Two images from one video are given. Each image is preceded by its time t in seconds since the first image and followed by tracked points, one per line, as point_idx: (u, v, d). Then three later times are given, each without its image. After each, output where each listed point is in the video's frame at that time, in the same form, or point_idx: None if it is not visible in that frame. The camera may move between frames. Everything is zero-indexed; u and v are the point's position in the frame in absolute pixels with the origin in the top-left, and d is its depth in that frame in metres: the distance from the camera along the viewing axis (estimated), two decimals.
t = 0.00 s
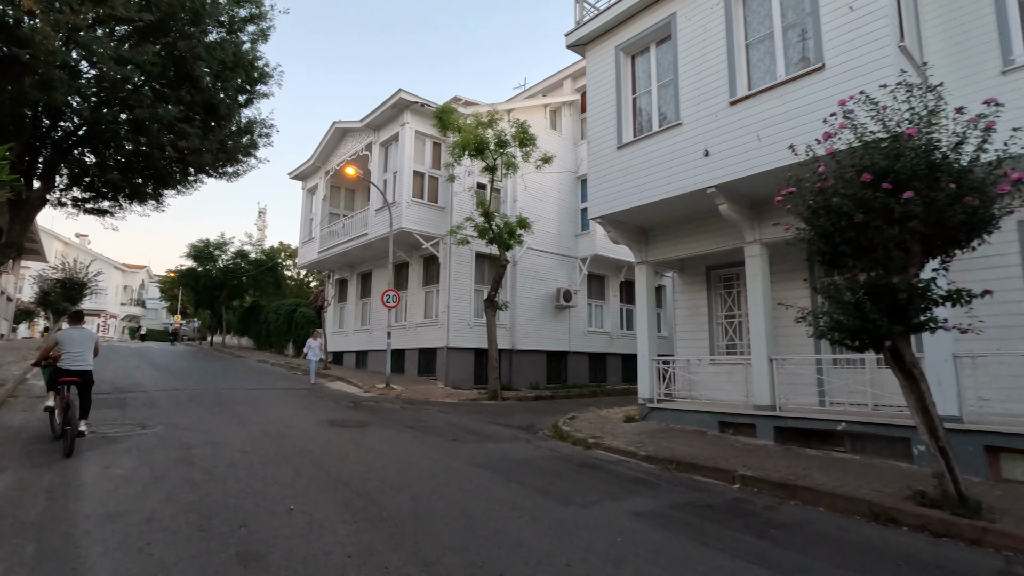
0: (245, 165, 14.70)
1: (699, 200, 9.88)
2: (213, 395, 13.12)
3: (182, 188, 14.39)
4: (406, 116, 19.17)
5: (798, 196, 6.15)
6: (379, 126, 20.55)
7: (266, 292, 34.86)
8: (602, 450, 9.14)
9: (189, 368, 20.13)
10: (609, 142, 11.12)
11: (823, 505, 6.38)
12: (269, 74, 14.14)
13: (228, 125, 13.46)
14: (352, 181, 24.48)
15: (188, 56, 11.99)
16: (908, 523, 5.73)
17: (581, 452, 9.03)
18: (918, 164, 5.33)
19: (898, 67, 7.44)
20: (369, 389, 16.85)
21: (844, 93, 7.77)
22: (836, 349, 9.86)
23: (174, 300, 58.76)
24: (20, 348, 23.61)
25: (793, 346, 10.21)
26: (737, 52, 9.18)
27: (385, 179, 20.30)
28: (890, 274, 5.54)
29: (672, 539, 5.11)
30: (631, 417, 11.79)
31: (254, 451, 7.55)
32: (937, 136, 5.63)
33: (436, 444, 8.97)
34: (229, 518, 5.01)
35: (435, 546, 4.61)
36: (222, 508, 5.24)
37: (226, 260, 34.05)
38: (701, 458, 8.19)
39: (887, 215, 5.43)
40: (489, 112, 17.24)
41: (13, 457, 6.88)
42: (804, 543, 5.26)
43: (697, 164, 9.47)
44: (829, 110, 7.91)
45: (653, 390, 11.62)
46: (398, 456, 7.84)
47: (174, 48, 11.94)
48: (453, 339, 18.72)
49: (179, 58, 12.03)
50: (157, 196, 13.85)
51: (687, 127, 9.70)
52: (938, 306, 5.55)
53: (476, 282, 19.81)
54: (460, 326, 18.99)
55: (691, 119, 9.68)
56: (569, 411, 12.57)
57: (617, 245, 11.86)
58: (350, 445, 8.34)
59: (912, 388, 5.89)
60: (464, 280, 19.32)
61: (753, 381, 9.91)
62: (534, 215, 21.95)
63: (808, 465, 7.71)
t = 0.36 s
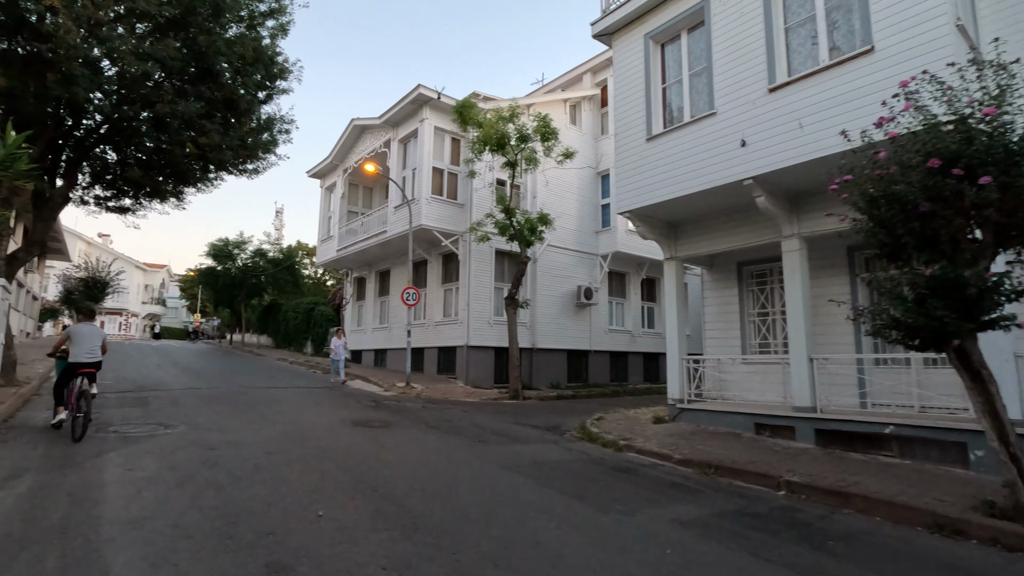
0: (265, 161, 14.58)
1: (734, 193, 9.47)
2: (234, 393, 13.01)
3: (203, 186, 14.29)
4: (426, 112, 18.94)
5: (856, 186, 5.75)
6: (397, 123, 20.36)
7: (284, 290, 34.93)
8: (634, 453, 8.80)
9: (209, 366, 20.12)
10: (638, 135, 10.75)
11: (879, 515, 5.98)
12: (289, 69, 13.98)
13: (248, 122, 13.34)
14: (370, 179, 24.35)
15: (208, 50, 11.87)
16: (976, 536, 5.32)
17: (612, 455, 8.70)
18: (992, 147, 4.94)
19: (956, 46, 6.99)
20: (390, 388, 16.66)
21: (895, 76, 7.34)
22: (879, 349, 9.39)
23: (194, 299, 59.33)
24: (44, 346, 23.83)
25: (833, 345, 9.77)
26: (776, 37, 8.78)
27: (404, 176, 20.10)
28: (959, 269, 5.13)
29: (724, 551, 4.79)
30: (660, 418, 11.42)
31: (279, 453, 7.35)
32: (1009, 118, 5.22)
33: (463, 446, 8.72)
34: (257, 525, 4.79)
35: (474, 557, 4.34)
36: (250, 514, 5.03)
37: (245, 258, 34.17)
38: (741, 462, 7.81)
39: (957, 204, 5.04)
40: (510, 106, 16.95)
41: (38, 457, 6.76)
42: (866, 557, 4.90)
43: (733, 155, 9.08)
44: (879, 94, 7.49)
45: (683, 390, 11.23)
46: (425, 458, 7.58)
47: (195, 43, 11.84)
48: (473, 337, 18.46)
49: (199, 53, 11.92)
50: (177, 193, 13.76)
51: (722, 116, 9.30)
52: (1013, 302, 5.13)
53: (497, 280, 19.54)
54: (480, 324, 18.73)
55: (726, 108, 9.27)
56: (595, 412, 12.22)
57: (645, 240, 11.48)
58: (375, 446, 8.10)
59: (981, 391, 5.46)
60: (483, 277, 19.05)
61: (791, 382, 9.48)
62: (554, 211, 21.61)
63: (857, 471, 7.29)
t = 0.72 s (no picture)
0: (284, 158, 14.42)
1: (774, 184, 9.02)
2: (255, 392, 12.84)
3: (222, 183, 14.17)
4: (445, 106, 18.64)
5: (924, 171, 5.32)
6: (415, 118, 20.11)
7: (301, 289, 34.94)
8: (669, 457, 8.42)
9: (229, 365, 20.07)
10: (670, 125, 10.34)
11: (945, 527, 5.55)
12: (308, 63, 13.77)
13: (268, 117, 13.18)
14: (387, 176, 24.15)
15: (228, 43, 11.70)
16: None
17: (647, 458, 8.32)
18: None
19: None
20: (409, 386, 16.43)
21: (956, 56, 6.88)
22: (928, 348, 8.90)
23: (213, 297, 59.87)
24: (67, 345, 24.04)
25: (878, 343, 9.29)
26: (820, 19, 8.32)
27: (423, 172, 19.84)
28: None
29: (786, 567, 4.42)
30: (691, 419, 11.02)
31: (303, 455, 7.11)
32: None
33: (491, 447, 8.42)
34: (285, 534, 4.52)
35: (519, 573, 4.02)
36: (278, 522, 4.77)
37: (263, 257, 34.22)
38: (786, 467, 7.40)
39: None
40: (531, 99, 16.59)
41: (59, 458, 6.58)
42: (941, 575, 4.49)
43: (774, 144, 8.64)
44: (937, 76, 7.02)
45: (716, 391, 10.81)
46: (454, 460, 7.29)
47: (215, 36, 11.70)
48: (493, 336, 18.16)
49: (219, 47, 11.76)
50: (197, 190, 13.64)
51: (761, 104, 8.87)
52: None
53: (517, 277, 19.22)
54: (500, 322, 18.41)
55: (765, 95, 8.83)
56: (623, 413, 11.84)
57: (675, 234, 11.06)
58: (401, 448, 7.81)
59: None
60: (503, 275, 18.74)
61: (834, 382, 9.02)
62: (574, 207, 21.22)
63: (913, 477, 6.85)
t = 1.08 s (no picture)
0: (300, 155, 14.21)
1: (811, 175, 8.59)
2: (271, 393, 12.64)
3: (237, 181, 13.99)
4: (460, 102, 18.35)
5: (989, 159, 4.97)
6: (430, 115, 19.85)
7: (315, 288, 34.86)
8: (701, 462, 8.06)
9: (244, 364, 19.95)
10: (697, 117, 9.96)
11: (1013, 542, 5.14)
12: (323, 58, 13.54)
13: (283, 113, 12.96)
14: (402, 173, 23.91)
15: (242, 37, 11.51)
16: None
17: (678, 463, 7.96)
18: None
19: None
20: (426, 387, 16.17)
21: (1015, 36, 6.48)
22: (974, 348, 8.43)
23: (228, 297, 60.20)
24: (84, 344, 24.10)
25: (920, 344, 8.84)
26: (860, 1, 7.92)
27: (437, 169, 19.57)
28: None
29: None
30: (720, 422, 10.63)
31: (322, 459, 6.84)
32: None
33: (515, 451, 8.11)
34: (306, 548, 4.24)
35: None
36: (298, 535, 4.49)
37: (277, 256, 34.14)
38: (829, 475, 7.01)
39: None
40: (549, 93, 16.22)
41: (72, 463, 6.36)
42: None
43: (811, 133, 8.23)
44: (993, 59, 6.63)
45: (746, 392, 10.41)
46: (478, 465, 6.99)
47: (230, 30, 11.50)
48: (510, 335, 17.83)
49: (234, 41, 11.57)
50: (212, 188, 13.47)
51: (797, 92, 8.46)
52: None
53: (533, 275, 18.87)
54: (517, 321, 18.08)
55: (801, 82, 8.42)
56: (648, 415, 11.47)
57: (703, 230, 10.66)
58: (423, 452, 7.54)
59: None
60: (520, 273, 18.41)
61: (875, 384, 8.59)
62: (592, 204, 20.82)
63: (968, 487, 6.42)
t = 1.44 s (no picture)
0: (310, 151, 13.92)
1: (848, 164, 8.10)
2: (281, 393, 12.35)
3: (246, 177, 13.71)
4: (472, 96, 17.97)
5: None
6: (441, 110, 19.49)
7: (326, 287, 34.68)
8: (732, 469, 7.60)
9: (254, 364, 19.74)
10: (723, 106, 9.50)
11: None
12: (333, 50, 13.21)
13: (292, 107, 12.66)
14: (412, 170, 23.57)
15: (251, 28, 11.22)
16: None
17: (707, 470, 7.52)
18: None
19: None
20: (438, 387, 15.82)
21: None
22: None
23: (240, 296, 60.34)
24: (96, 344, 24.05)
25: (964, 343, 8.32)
26: None
27: (449, 165, 19.20)
28: None
29: None
30: (746, 425, 10.16)
31: (334, 467, 6.49)
32: None
33: (535, 457, 7.72)
34: (315, 569, 3.88)
35: None
36: (307, 552, 4.12)
37: (287, 255, 33.96)
38: (873, 484, 6.53)
39: None
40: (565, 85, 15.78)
41: (73, 469, 6.07)
42: None
43: (849, 120, 7.75)
44: None
45: (775, 394, 9.92)
46: (497, 473, 6.60)
47: (237, 21, 11.21)
48: (523, 334, 17.43)
49: (242, 32, 11.28)
50: (220, 185, 13.21)
51: (833, 76, 7.99)
52: None
53: (547, 273, 18.45)
54: (531, 320, 17.68)
55: (837, 66, 7.95)
56: (670, 418, 11.02)
57: (728, 224, 10.18)
58: (438, 458, 7.16)
59: None
60: (534, 270, 18.01)
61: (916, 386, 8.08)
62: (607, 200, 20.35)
63: None
